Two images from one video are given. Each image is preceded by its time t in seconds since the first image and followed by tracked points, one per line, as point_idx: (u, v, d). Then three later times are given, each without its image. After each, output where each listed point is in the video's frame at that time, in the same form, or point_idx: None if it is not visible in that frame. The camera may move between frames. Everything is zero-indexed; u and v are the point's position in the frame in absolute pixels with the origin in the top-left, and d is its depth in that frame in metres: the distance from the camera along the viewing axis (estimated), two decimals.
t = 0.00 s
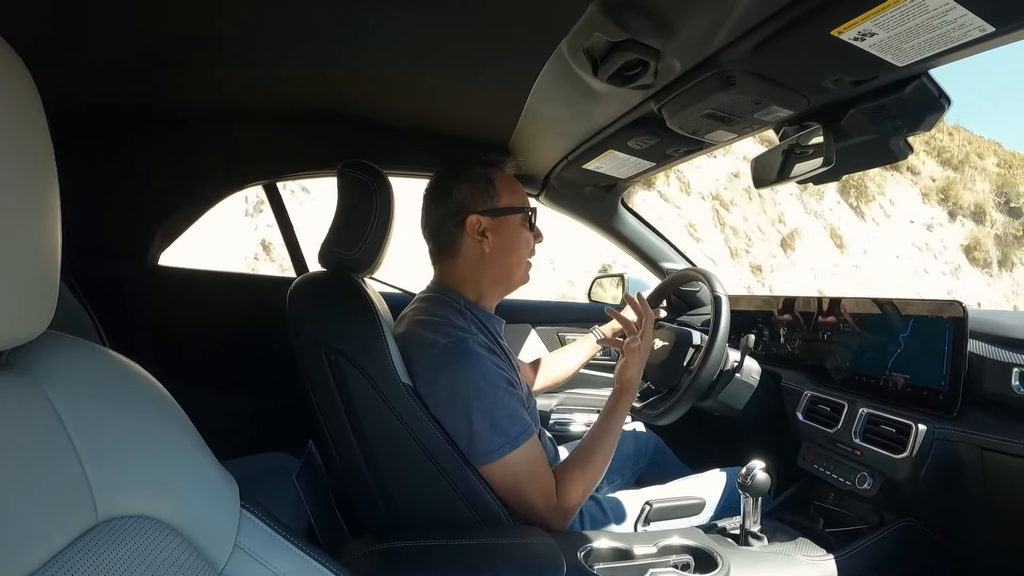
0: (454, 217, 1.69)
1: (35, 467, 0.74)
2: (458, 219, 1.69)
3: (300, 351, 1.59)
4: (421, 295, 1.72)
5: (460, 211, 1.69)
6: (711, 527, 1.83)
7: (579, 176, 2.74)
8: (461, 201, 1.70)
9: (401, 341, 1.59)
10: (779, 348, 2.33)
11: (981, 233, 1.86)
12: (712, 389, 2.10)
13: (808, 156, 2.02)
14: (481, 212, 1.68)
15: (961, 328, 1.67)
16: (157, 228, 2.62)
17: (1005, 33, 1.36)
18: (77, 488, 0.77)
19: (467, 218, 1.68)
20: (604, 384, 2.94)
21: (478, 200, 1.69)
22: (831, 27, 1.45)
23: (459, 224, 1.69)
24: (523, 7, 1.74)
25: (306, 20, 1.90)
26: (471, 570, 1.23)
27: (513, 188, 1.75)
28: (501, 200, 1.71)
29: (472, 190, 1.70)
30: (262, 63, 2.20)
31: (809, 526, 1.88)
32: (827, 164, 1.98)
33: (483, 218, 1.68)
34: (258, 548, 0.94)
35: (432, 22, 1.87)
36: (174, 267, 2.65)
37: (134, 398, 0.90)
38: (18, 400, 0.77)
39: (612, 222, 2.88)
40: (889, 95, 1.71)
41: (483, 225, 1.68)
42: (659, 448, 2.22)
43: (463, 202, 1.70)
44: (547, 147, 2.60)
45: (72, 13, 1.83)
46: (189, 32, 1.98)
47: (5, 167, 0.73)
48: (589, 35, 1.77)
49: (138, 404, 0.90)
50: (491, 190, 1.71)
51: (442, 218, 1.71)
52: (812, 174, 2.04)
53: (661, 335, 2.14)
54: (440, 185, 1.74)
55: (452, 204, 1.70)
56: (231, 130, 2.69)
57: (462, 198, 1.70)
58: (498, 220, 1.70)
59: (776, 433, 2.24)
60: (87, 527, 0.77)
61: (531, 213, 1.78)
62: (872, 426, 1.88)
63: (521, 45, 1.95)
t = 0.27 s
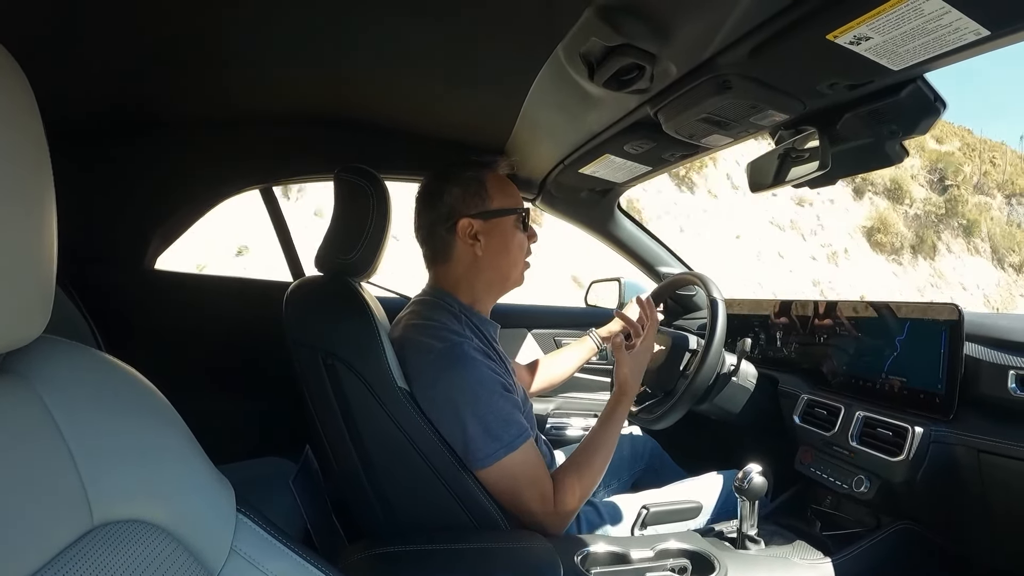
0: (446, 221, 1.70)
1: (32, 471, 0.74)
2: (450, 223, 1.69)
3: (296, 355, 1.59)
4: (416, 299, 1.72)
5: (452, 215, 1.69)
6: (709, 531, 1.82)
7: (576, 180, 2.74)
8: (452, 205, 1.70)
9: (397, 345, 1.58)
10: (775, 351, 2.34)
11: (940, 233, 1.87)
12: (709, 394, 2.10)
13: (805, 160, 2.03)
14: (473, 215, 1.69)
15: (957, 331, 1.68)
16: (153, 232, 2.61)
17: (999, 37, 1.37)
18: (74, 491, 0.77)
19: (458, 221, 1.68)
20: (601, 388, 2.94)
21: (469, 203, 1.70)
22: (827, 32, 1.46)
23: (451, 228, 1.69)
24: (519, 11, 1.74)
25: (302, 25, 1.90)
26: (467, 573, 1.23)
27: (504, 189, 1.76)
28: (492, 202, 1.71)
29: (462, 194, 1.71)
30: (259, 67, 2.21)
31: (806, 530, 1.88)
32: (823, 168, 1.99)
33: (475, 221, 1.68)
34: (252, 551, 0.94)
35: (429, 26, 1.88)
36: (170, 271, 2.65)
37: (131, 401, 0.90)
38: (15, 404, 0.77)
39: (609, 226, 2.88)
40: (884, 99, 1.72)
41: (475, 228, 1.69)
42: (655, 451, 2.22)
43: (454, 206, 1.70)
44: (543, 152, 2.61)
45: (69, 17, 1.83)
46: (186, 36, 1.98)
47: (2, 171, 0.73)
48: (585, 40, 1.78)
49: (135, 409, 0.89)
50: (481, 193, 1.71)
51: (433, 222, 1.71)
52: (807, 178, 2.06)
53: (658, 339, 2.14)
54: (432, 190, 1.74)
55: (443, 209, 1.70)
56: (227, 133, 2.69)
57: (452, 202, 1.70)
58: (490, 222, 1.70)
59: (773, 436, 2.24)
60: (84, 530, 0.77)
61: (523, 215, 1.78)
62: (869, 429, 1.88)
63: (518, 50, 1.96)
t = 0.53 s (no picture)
0: (440, 217, 1.70)
1: (28, 470, 0.74)
2: (444, 219, 1.69)
3: (294, 352, 1.59)
4: (412, 294, 1.72)
5: (445, 212, 1.69)
6: (706, 530, 1.82)
7: (575, 179, 2.74)
8: (447, 202, 1.70)
9: (394, 341, 1.58)
10: (773, 350, 2.34)
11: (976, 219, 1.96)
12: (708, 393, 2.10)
13: (804, 159, 2.04)
14: (467, 211, 1.69)
15: (955, 330, 1.69)
16: (152, 231, 2.61)
17: (1000, 38, 1.37)
18: (71, 490, 0.77)
19: (453, 218, 1.68)
20: (599, 388, 2.94)
21: (463, 199, 1.70)
22: (827, 31, 1.46)
23: (446, 224, 1.69)
24: (518, 10, 1.74)
25: (301, 23, 1.90)
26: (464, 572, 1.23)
27: (499, 187, 1.76)
28: (486, 198, 1.71)
29: (457, 190, 1.71)
30: (258, 65, 2.20)
31: (805, 530, 1.88)
32: (822, 168, 2.00)
33: (469, 217, 1.68)
34: (250, 549, 0.94)
35: (428, 25, 1.87)
36: (169, 269, 2.64)
37: (128, 398, 0.90)
38: (10, 402, 0.77)
39: (607, 224, 2.88)
40: (884, 100, 1.72)
41: (470, 224, 1.69)
42: (653, 450, 2.22)
43: (448, 202, 1.70)
44: (542, 150, 2.60)
45: (68, 14, 1.83)
46: (185, 34, 1.98)
47: None
48: (584, 39, 1.77)
49: (131, 407, 0.89)
50: (475, 189, 1.71)
51: (428, 218, 1.71)
52: (808, 178, 2.08)
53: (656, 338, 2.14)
54: (426, 187, 1.74)
55: (437, 205, 1.70)
56: (226, 131, 2.68)
57: (446, 198, 1.70)
58: (485, 218, 1.70)
59: (771, 436, 2.25)
60: (81, 529, 0.77)
61: (516, 210, 1.78)
62: (866, 429, 1.88)
63: (517, 48, 1.96)
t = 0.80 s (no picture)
0: (440, 221, 1.69)
1: (26, 469, 0.74)
2: (445, 222, 1.69)
3: (292, 354, 1.59)
4: (412, 298, 1.72)
5: (446, 215, 1.69)
6: (704, 532, 1.81)
7: (574, 180, 2.74)
8: (447, 205, 1.70)
9: (392, 345, 1.58)
10: (772, 352, 2.35)
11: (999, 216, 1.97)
12: (707, 393, 2.05)
13: (803, 161, 2.04)
14: (467, 214, 1.69)
15: (954, 333, 1.69)
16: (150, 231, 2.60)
17: (1000, 40, 1.37)
18: (68, 490, 0.77)
19: (453, 221, 1.68)
20: (598, 389, 2.94)
21: (464, 203, 1.69)
22: (826, 33, 1.46)
23: (446, 228, 1.69)
24: (517, 11, 1.74)
25: (301, 23, 1.90)
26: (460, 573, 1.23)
27: (498, 190, 1.76)
28: (486, 201, 1.71)
29: (458, 194, 1.70)
30: (258, 65, 2.20)
31: (804, 531, 1.88)
32: (820, 169, 1.99)
33: (469, 220, 1.68)
34: (248, 550, 0.93)
35: (427, 25, 1.87)
36: (168, 269, 2.64)
37: (126, 398, 0.89)
38: (7, 402, 0.76)
39: (606, 226, 2.88)
40: (883, 102, 1.72)
41: (470, 227, 1.69)
42: (651, 453, 2.22)
43: (448, 206, 1.69)
44: (541, 152, 2.60)
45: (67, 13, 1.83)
46: (185, 34, 1.98)
47: None
48: (584, 40, 1.77)
49: (129, 407, 0.89)
50: (475, 192, 1.71)
51: (428, 222, 1.71)
52: (807, 179, 2.06)
53: (655, 340, 2.12)
54: (426, 190, 1.74)
55: (437, 208, 1.70)
56: (225, 131, 2.68)
57: (447, 202, 1.70)
58: (485, 221, 1.70)
59: (769, 438, 2.25)
60: (78, 529, 0.77)
61: (516, 214, 1.78)
62: (865, 430, 1.88)
63: (516, 49, 1.96)
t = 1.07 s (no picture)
0: (446, 220, 1.69)
1: (25, 468, 0.74)
2: (450, 221, 1.69)
3: (291, 354, 1.59)
4: (412, 297, 1.72)
5: (453, 212, 1.69)
6: (703, 531, 1.81)
7: (574, 179, 2.74)
8: (454, 203, 1.70)
9: (392, 343, 1.58)
10: (771, 351, 2.35)
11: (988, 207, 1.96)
12: (707, 392, 2.02)
13: (803, 161, 2.03)
14: (473, 213, 1.68)
15: (953, 332, 1.69)
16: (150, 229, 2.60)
17: (1000, 40, 1.37)
18: (68, 488, 0.77)
19: (460, 220, 1.68)
20: (597, 388, 2.94)
21: (470, 201, 1.69)
22: (826, 33, 1.46)
23: (452, 226, 1.69)
24: (518, 10, 1.74)
25: (302, 22, 1.90)
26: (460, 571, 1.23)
27: (504, 188, 1.76)
28: (491, 200, 1.71)
29: (463, 192, 1.70)
30: (258, 63, 2.20)
31: (801, 530, 1.88)
32: (820, 169, 1.99)
33: (476, 218, 1.68)
34: (248, 548, 0.94)
35: (428, 24, 1.87)
36: (167, 267, 2.64)
37: (126, 395, 0.90)
38: (7, 400, 0.76)
39: (606, 225, 2.88)
40: (883, 101, 1.72)
41: (476, 225, 1.68)
42: (650, 452, 2.22)
43: (453, 204, 1.69)
44: (541, 150, 2.60)
45: (67, 11, 1.82)
46: (184, 33, 1.97)
47: None
48: (585, 38, 1.77)
49: (129, 404, 0.89)
50: (482, 191, 1.71)
51: (434, 219, 1.70)
52: (806, 179, 2.05)
53: (654, 339, 2.11)
54: (431, 189, 1.73)
55: (443, 206, 1.70)
56: (225, 129, 2.68)
57: (453, 200, 1.70)
58: (491, 219, 1.70)
59: (768, 437, 2.25)
60: (78, 527, 0.77)
61: (521, 212, 1.78)
62: (864, 430, 1.88)
63: (517, 48, 1.95)
